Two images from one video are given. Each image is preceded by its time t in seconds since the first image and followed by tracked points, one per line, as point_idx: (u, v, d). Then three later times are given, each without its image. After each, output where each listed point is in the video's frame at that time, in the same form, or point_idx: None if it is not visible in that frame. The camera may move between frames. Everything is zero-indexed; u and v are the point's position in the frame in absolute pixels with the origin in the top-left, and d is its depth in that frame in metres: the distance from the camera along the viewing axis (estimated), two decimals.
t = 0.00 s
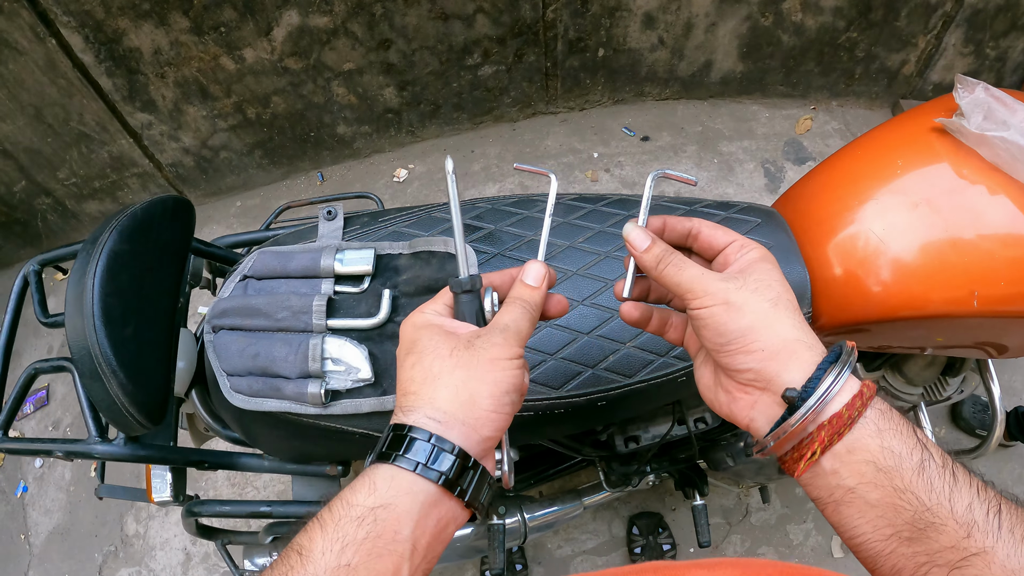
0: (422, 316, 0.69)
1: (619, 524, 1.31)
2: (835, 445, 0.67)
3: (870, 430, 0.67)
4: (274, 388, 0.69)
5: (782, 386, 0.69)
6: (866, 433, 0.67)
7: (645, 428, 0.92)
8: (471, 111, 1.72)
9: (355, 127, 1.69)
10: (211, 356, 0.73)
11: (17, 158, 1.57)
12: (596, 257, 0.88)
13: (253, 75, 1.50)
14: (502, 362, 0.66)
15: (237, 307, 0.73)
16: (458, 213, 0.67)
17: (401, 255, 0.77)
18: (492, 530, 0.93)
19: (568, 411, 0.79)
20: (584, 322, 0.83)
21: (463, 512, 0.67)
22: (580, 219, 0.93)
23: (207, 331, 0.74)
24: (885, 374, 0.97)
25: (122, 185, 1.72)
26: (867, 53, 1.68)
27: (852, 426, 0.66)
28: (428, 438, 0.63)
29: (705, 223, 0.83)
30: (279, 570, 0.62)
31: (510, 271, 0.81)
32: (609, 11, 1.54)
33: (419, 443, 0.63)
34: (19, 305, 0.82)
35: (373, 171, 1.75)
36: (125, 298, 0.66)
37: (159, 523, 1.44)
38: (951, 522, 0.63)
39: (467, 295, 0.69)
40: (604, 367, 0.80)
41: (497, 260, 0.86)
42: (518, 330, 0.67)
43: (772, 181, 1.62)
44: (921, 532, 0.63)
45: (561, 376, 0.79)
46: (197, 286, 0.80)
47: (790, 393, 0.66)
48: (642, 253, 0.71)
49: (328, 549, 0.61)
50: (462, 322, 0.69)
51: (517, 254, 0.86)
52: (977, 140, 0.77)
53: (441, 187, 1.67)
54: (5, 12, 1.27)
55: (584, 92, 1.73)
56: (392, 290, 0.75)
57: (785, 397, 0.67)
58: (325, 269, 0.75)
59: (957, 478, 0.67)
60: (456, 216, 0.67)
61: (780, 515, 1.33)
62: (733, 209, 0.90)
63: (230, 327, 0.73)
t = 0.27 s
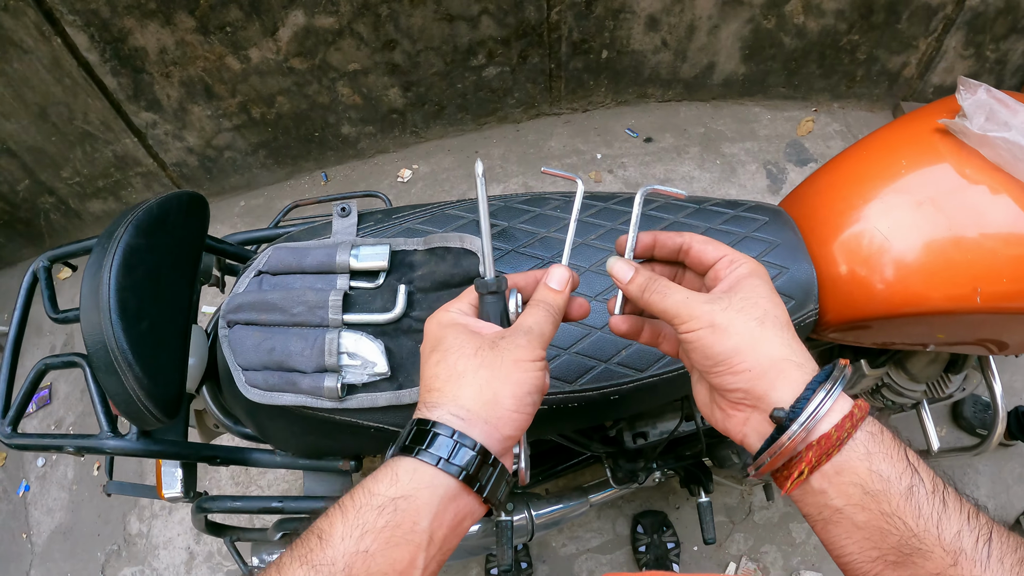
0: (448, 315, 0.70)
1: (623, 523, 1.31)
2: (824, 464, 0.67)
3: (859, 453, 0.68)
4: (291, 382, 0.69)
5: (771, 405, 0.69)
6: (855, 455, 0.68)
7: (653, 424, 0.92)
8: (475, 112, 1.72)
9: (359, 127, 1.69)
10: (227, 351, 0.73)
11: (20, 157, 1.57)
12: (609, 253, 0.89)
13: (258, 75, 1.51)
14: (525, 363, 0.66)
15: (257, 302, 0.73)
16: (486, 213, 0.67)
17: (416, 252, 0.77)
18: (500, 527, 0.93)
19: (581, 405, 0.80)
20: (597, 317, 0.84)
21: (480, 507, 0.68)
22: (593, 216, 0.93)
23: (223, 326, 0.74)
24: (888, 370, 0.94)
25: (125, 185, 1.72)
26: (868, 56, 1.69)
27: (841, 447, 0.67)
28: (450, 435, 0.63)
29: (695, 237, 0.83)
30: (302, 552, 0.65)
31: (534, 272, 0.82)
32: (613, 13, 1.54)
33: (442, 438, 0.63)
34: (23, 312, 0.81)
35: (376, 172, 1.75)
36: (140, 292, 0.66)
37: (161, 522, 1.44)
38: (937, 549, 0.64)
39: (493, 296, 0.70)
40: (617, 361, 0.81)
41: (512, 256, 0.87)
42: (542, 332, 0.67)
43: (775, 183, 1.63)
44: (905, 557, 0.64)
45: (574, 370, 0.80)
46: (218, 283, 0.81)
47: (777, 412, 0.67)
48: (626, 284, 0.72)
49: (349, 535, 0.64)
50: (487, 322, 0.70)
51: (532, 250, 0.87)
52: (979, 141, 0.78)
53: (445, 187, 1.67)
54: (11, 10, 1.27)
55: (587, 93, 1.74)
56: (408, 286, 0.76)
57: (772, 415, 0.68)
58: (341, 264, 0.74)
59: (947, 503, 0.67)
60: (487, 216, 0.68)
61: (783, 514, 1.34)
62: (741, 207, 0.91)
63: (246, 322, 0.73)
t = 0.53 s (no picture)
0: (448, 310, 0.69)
1: (627, 523, 1.32)
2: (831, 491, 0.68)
3: (868, 482, 0.69)
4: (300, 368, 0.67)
5: (784, 426, 0.69)
6: (863, 483, 0.68)
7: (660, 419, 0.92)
8: (481, 113, 1.73)
9: (366, 127, 1.69)
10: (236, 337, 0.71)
11: (27, 153, 1.57)
12: (618, 245, 0.89)
13: (266, 74, 1.51)
14: (523, 359, 0.65)
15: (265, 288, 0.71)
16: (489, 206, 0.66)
17: (427, 241, 0.75)
18: (505, 523, 0.93)
19: (591, 395, 0.79)
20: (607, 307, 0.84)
21: (474, 502, 0.68)
22: (602, 208, 0.93)
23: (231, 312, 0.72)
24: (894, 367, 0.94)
25: (131, 182, 1.72)
26: (874, 59, 1.70)
27: (850, 473, 0.68)
28: (446, 429, 0.63)
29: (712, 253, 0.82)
30: (294, 536, 0.66)
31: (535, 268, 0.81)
32: (619, 15, 1.55)
33: (439, 432, 0.63)
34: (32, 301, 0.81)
35: (382, 171, 1.76)
36: (149, 276, 0.66)
37: (164, 519, 1.45)
38: None
39: (493, 292, 0.69)
40: (626, 351, 0.81)
41: (524, 247, 0.87)
42: (540, 329, 0.67)
43: (780, 185, 1.64)
44: None
45: (584, 360, 0.80)
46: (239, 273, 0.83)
47: (789, 435, 0.67)
48: (643, 294, 0.73)
49: (339, 523, 0.65)
50: (487, 317, 0.69)
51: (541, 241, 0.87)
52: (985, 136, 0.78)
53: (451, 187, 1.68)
54: (20, 6, 1.27)
55: (593, 95, 1.75)
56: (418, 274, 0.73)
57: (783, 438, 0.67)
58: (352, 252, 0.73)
59: (953, 537, 0.68)
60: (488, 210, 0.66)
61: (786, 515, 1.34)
62: (749, 202, 0.91)
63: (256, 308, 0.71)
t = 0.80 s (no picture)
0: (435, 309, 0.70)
1: (609, 521, 1.33)
2: (812, 458, 0.68)
3: (847, 446, 0.68)
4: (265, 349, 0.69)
5: (759, 396, 0.70)
6: (841, 447, 0.68)
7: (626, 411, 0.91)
8: (473, 117, 1.76)
9: (360, 130, 1.73)
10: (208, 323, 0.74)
11: (31, 153, 1.62)
12: (573, 237, 0.90)
13: (262, 78, 1.55)
14: (512, 350, 0.67)
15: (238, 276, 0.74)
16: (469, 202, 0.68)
17: (389, 233, 0.75)
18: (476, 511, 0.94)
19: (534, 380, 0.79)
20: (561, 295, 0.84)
21: (477, 493, 0.69)
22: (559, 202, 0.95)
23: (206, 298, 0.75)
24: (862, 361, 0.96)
25: (132, 183, 1.76)
26: (863, 65, 1.71)
27: (828, 439, 0.67)
28: (444, 423, 0.64)
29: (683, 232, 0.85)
30: (299, 538, 0.66)
31: (515, 261, 0.82)
32: (608, 20, 1.58)
33: (437, 426, 0.64)
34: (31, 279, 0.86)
35: (376, 174, 1.79)
36: (134, 262, 0.70)
37: (156, 512, 1.48)
38: (925, 541, 0.65)
39: (479, 287, 0.70)
40: (575, 338, 0.82)
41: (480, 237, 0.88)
42: (528, 320, 0.69)
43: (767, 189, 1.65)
44: (892, 549, 0.65)
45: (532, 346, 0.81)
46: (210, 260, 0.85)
47: (765, 402, 0.68)
48: (617, 271, 0.74)
49: (346, 521, 0.65)
50: (473, 313, 0.70)
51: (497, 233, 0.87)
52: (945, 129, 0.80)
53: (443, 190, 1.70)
54: (26, 10, 1.32)
55: (584, 100, 1.77)
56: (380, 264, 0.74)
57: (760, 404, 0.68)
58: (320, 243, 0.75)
59: (932, 494, 0.68)
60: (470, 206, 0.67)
61: (769, 517, 1.35)
62: (705, 196, 0.94)
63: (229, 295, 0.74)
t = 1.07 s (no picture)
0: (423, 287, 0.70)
1: (582, 512, 1.34)
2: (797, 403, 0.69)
3: (833, 392, 0.70)
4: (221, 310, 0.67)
5: (741, 341, 0.71)
6: (827, 391, 0.70)
7: (580, 389, 0.91)
8: (457, 116, 1.80)
9: (347, 128, 1.77)
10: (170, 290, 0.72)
11: (29, 149, 1.67)
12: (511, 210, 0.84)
13: (252, 77, 1.59)
14: (504, 320, 0.67)
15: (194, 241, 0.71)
16: (447, 179, 0.67)
17: (341, 207, 0.74)
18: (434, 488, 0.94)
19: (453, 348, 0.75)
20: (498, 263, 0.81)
21: (480, 469, 0.69)
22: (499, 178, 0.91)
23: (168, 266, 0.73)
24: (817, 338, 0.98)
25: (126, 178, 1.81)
26: (846, 62, 1.71)
27: (812, 383, 0.69)
28: (441, 398, 0.64)
29: (659, 187, 0.86)
30: (301, 526, 0.66)
31: (501, 232, 0.79)
32: (589, 20, 1.60)
33: (433, 402, 0.64)
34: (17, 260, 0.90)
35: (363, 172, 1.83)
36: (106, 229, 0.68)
37: (141, 499, 1.52)
38: (918, 484, 0.66)
39: (464, 262, 0.71)
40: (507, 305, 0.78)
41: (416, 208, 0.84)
42: (516, 289, 0.69)
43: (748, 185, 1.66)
44: (884, 492, 0.66)
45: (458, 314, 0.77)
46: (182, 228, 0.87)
47: (748, 349, 0.68)
48: (596, 223, 0.75)
49: (345, 505, 0.65)
50: (462, 288, 0.71)
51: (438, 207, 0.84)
52: (886, 100, 0.83)
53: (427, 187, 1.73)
54: (24, 9, 1.38)
55: (566, 98, 1.80)
56: (330, 234, 0.73)
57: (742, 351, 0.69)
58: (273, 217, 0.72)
59: (922, 438, 0.70)
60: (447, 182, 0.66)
61: (745, 510, 1.35)
62: (648, 171, 0.96)
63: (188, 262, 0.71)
